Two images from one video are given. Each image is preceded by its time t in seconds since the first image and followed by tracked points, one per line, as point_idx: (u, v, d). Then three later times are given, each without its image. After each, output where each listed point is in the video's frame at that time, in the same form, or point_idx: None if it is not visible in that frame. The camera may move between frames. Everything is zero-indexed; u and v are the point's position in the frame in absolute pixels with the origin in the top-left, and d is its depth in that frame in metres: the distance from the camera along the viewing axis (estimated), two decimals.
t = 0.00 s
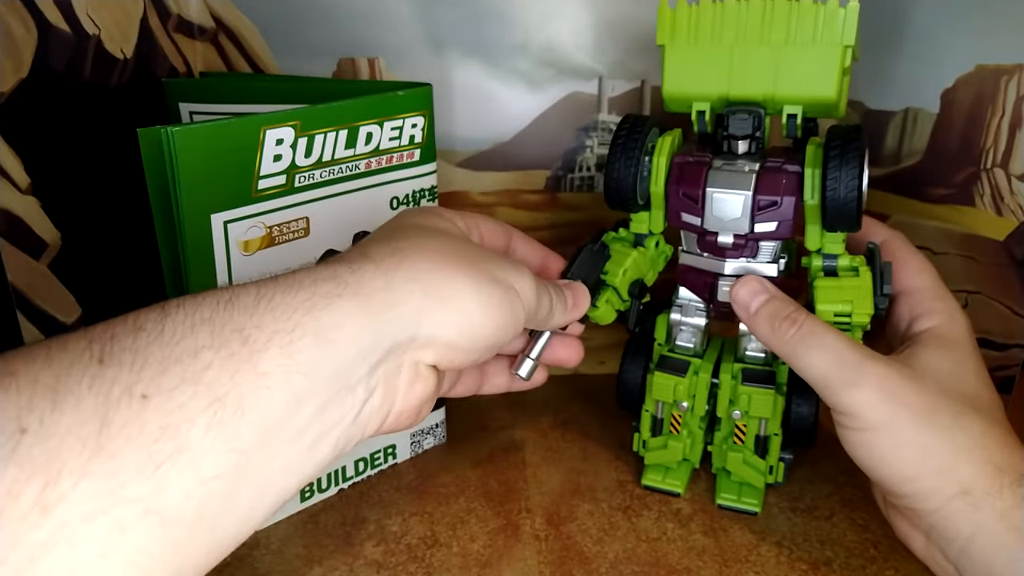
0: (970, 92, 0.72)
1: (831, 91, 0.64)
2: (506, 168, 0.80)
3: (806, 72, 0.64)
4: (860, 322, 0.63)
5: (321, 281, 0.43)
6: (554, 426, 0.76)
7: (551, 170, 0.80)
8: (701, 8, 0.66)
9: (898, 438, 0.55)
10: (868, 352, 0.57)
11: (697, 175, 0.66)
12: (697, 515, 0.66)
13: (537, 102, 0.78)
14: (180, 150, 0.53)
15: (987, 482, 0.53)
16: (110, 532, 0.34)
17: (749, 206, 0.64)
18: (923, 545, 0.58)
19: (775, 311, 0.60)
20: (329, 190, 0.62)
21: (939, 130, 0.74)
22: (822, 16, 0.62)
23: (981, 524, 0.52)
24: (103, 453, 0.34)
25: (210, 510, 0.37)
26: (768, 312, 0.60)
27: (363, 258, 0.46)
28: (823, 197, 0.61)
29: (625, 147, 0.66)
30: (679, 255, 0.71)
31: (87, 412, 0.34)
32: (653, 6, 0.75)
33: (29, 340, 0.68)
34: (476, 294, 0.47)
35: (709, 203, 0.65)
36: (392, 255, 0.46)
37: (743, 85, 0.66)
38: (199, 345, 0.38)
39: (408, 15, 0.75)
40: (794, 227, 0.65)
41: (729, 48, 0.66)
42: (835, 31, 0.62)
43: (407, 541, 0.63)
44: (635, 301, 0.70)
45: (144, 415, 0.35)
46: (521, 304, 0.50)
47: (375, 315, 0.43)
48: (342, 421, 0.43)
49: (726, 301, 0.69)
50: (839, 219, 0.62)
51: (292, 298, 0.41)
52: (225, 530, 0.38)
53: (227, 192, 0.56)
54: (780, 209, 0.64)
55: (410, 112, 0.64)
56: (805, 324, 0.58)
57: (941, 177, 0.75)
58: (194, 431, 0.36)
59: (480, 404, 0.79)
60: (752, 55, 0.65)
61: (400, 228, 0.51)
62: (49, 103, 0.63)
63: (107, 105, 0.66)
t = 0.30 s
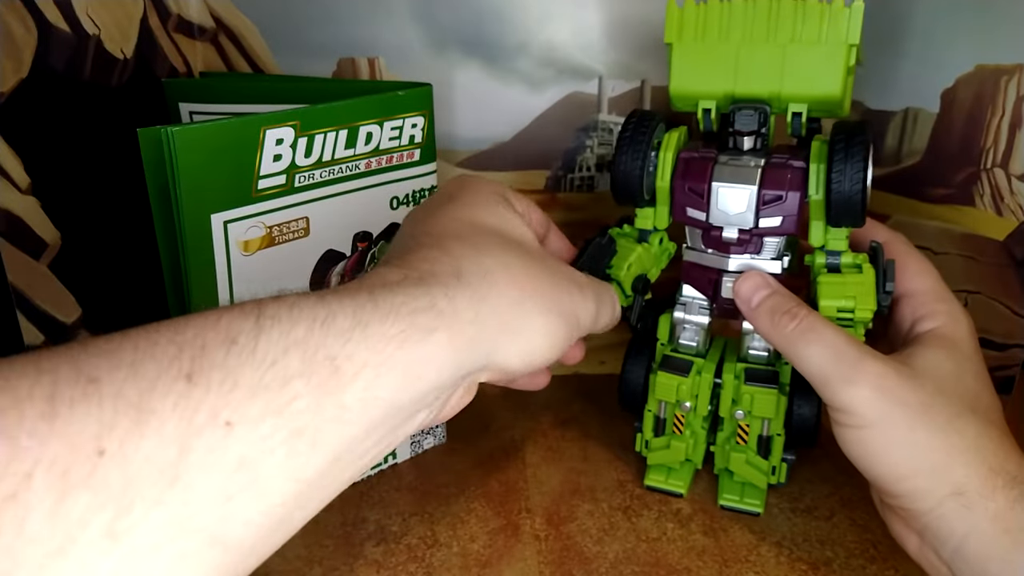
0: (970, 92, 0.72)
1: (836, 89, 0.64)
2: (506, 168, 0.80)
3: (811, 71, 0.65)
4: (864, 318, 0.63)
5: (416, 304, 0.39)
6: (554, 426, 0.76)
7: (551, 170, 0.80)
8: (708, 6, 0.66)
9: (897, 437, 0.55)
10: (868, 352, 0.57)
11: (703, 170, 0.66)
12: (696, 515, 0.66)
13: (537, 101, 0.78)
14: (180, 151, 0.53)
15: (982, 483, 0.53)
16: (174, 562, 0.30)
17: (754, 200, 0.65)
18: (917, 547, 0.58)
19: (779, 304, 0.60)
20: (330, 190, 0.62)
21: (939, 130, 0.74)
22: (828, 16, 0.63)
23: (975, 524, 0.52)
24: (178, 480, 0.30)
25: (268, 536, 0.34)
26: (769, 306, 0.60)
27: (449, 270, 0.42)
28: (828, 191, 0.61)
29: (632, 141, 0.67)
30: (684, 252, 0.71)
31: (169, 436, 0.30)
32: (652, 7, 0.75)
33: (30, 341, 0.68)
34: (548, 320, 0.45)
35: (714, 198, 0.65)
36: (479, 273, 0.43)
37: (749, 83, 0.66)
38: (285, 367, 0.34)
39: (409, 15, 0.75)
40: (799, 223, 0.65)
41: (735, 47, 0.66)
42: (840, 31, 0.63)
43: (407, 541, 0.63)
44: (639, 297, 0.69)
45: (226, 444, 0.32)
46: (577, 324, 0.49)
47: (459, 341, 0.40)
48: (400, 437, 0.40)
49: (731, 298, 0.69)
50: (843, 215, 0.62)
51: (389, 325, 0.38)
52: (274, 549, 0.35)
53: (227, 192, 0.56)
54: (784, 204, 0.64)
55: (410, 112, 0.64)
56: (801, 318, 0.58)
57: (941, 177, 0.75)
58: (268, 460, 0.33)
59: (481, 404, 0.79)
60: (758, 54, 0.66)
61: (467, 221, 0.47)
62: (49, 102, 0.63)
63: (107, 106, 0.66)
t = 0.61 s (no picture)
0: (970, 92, 0.72)
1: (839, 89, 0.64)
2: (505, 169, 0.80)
3: (814, 71, 0.65)
4: (871, 317, 0.63)
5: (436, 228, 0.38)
6: (554, 426, 0.76)
7: (552, 170, 0.80)
8: (709, 7, 0.66)
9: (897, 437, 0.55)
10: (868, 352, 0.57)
11: (707, 172, 0.66)
12: (697, 515, 0.67)
13: (537, 102, 0.78)
14: (180, 151, 0.52)
15: (982, 484, 0.53)
16: (189, 456, 0.29)
17: (759, 202, 0.65)
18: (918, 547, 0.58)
19: (783, 304, 0.60)
20: (329, 190, 0.62)
21: (939, 130, 0.74)
22: (830, 17, 0.63)
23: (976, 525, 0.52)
24: (201, 377, 0.29)
25: (282, 442, 0.33)
26: (771, 307, 0.60)
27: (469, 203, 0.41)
28: (835, 192, 0.62)
29: (635, 145, 0.67)
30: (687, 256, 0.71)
31: (194, 332, 0.29)
32: (652, 7, 0.75)
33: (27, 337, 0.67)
34: (565, 267, 0.43)
35: (719, 200, 0.66)
36: (498, 208, 0.41)
37: (751, 84, 0.66)
38: (310, 276, 0.33)
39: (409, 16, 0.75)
40: (804, 224, 0.65)
41: (737, 47, 0.66)
42: (843, 31, 0.63)
43: (407, 541, 0.63)
44: (645, 301, 0.69)
45: (249, 347, 0.30)
46: (593, 280, 0.47)
47: (478, 268, 0.39)
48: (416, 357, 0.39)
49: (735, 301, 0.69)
50: (850, 217, 0.62)
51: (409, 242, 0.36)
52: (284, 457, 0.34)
53: (228, 191, 0.56)
54: (790, 206, 0.64)
55: (410, 112, 0.64)
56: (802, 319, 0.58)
57: (941, 177, 0.75)
58: (289, 365, 0.31)
59: (481, 404, 0.79)
60: (760, 54, 0.65)
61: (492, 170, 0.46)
62: (50, 101, 0.62)
63: (107, 105, 0.66)
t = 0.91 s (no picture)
0: (971, 92, 0.72)
1: (840, 89, 0.64)
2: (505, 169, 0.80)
3: (815, 71, 0.65)
4: (873, 318, 0.63)
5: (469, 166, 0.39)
6: (554, 426, 0.76)
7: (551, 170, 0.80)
8: (710, 8, 0.66)
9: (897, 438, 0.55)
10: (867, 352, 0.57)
11: (709, 172, 0.66)
12: (697, 515, 0.67)
13: (537, 102, 0.78)
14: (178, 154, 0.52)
15: (983, 485, 0.53)
16: (227, 349, 0.31)
17: (762, 202, 0.65)
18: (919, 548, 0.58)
19: (783, 305, 0.60)
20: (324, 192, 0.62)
21: (939, 130, 0.74)
22: (833, 17, 0.63)
23: (977, 526, 0.53)
24: (248, 277, 0.31)
25: (303, 349, 0.34)
26: (772, 309, 0.61)
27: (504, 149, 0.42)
28: (839, 193, 0.62)
29: (638, 143, 0.67)
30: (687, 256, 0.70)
31: (243, 235, 0.30)
32: (652, 7, 0.75)
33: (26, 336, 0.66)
34: (582, 231, 0.44)
35: (721, 200, 0.66)
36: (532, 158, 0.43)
37: (752, 84, 0.66)
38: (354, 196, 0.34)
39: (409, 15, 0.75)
40: (806, 224, 0.65)
41: (739, 48, 0.66)
42: (845, 31, 0.63)
43: (407, 541, 0.63)
44: (643, 301, 0.71)
45: (290, 256, 0.32)
46: (608, 255, 0.48)
47: (503, 210, 0.40)
48: (427, 288, 0.41)
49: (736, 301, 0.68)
50: (853, 217, 0.62)
51: (442, 175, 0.38)
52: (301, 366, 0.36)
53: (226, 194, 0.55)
54: (792, 206, 0.64)
55: (410, 113, 0.64)
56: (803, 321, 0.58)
57: (941, 177, 0.75)
58: (324, 278, 0.33)
59: (481, 404, 0.79)
60: (762, 55, 0.65)
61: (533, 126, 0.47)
62: (51, 101, 0.62)
63: (107, 105, 0.66)
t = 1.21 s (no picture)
0: (971, 92, 0.72)
1: (842, 89, 0.64)
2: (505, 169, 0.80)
3: (817, 71, 0.65)
4: (878, 316, 0.62)
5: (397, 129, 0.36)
6: (554, 426, 0.76)
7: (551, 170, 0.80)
8: (712, 8, 0.66)
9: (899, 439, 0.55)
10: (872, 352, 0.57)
11: (712, 171, 0.66)
12: (697, 515, 0.67)
13: (537, 101, 0.78)
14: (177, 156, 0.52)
15: (986, 485, 0.53)
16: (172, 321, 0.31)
17: (766, 200, 0.64)
18: (922, 548, 0.58)
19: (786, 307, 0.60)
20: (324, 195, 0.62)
21: (939, 130, 0.74)
22: (835, 17, 0.63)
23: (981, 526, 0.53)
24: (189, 245, 0.30)
25: (258, 323, 0.34)
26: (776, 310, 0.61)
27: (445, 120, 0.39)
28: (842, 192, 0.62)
29: (641, 142, 0.67)
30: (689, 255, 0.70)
31: (181, 202, 0.30)
32: (652, 8, 0.76)
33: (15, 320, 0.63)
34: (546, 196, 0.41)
35: (724, 200, 0.65)
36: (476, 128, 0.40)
37: (754, 84, 0.66)
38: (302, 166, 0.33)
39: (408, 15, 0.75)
40: (809, 222, 0.65)
41: (741, 47, 0.66)
42: (846, 31, 0.63)
43: (407, 541, 0.63)
44: (647, 298, 0.68)
45: (230, 222, 0.31)
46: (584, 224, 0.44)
47: (447, 174, 0.37)
48: (387, 263, 0.39)
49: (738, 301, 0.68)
50: (858, 214, 0.62)
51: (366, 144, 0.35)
52: (261, 343, 0.35)
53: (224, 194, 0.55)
54: (795, 204, 0.64)
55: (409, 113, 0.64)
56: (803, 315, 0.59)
57: (941, 177, 0.75)
58: (269, 248, 0.33)
59: (480, 403, 0.79)
60: (764, 54, 0.66)
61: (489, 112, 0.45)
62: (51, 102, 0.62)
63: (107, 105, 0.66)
